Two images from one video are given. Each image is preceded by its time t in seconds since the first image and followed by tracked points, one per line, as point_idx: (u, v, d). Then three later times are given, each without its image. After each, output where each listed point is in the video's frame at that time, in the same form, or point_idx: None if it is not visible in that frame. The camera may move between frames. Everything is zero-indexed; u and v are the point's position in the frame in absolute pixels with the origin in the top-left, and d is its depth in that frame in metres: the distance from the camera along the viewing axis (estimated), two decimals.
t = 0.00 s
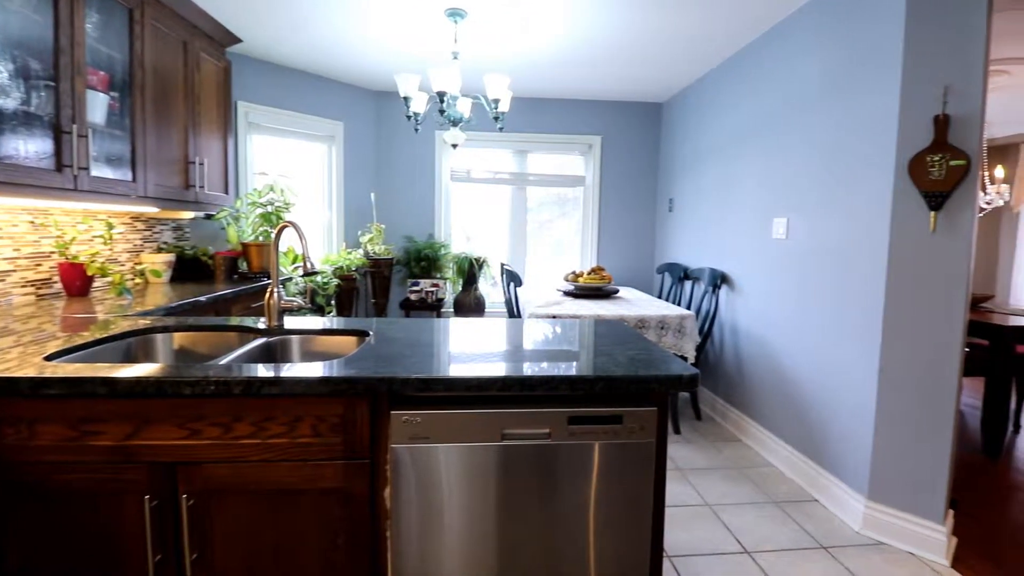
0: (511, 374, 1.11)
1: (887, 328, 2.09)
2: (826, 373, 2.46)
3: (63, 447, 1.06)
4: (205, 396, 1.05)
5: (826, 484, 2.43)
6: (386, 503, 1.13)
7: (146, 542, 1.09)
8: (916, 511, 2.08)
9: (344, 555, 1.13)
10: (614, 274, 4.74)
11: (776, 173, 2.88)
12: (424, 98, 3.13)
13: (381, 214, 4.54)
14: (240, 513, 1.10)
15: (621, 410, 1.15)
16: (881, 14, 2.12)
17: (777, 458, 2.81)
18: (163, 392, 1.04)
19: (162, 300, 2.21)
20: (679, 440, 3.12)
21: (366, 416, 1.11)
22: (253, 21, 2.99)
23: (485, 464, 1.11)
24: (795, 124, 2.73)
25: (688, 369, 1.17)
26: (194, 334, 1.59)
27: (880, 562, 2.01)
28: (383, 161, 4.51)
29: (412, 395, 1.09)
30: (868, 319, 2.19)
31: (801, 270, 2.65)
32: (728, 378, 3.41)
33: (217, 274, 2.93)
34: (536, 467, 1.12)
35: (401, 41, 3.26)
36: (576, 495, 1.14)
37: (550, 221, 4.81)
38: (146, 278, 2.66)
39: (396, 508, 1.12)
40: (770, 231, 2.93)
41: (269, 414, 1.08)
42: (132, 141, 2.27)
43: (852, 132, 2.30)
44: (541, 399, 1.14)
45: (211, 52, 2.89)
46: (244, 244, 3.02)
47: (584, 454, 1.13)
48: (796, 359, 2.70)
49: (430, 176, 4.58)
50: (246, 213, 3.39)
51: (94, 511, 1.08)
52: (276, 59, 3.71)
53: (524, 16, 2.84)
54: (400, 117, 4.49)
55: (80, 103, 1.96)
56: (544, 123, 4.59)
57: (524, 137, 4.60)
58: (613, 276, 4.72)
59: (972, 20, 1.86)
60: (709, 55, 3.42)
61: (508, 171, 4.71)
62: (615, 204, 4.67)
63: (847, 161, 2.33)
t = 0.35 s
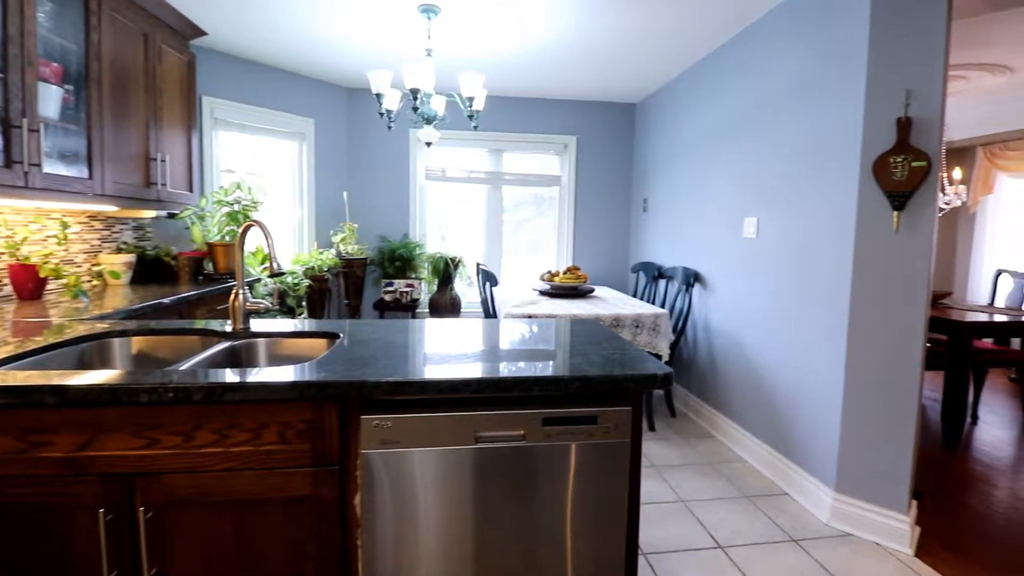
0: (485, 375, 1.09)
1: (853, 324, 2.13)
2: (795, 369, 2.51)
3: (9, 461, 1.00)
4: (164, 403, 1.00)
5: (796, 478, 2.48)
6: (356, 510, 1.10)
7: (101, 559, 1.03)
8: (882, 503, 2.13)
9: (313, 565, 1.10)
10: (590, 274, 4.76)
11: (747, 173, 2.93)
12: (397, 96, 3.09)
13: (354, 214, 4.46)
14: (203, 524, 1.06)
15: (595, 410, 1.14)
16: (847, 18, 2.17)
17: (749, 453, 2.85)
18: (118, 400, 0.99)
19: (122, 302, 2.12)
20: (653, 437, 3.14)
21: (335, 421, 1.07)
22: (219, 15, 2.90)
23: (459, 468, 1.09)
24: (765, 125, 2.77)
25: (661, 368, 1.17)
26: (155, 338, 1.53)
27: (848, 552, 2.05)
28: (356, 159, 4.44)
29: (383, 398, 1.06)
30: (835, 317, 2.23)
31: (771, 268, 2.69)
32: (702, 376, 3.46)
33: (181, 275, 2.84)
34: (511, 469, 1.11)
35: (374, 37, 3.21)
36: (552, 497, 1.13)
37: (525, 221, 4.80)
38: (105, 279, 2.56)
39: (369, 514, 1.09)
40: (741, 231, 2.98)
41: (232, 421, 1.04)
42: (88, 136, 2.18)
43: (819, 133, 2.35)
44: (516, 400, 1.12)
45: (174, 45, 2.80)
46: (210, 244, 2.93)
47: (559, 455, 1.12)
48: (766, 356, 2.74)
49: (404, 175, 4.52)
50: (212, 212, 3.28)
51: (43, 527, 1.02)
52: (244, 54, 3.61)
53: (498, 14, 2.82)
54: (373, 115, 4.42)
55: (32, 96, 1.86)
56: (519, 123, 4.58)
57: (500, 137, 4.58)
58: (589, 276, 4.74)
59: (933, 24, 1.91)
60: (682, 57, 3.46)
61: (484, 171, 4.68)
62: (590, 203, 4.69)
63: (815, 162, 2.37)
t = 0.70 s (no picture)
0: (461, 377, 1.08)
1: (824, 321, 2.18)
2: (768, 366, 2.55)
3: None
4: (125, 411, 0.96)
5: (770, 473, 2.52)
6: (329, 516, 1.07)
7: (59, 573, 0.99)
8: (851, 496, 2.18)
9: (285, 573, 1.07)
10: (568, 273, 4.77)
11: (721, 173, 2.96)
12: (372, 93, 3.04)
13: (329, 213, 4.39)
14: (168, 535, 1.02)
15: (572, 410, 1.14)
16: (817, 22, 2.21)
17: (723, 449, 2.89)
18: (75, 408, 0.94)
19: (84, 305, 2.05)
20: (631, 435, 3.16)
21: (307, 426, 1.05)
22: (186, 7, 2.82)
23: (435, 471, 1.08)
24: (738, 126, 2.81)
25: (638, 367, 1.17)
26: (117, 342, 1.47)
27: (820, 545, 2.10)
28: (331, 158, 4.37)
29: (356, 401, 1.04)
30: (806, 314, 2.27)
31: (744, 267, 2.74)
32: (678, 373, 3.49)
33: (147, 276, 2.75)
34: (488, 471, 1.10)
35: (348, 33, 3.16)
36: (530, 499, 1.12)
37: (503, 221, 4.78)
38: (65, 281, 2.47)
39: (345, 520, 1.07)
40: (715, 230, 3.02)
41: (198, 428, 1.01)
42: (46, 132, 2.09)
43: (790, 134, 2.39)
44: (493, 402, 1.11)
45: (140, 38, 2.71)
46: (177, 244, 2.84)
47: (536, 457, 1.11)
48: (740, 354, 2.78)
49: (380, 174, 4.47)
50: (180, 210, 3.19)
51: None
52: (214, 48, 3.52)
53: (475, 12, 2.80)
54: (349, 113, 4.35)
55: None
56: (497, 122, 4.57)
57: (478, 136, 4.56)
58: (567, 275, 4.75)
59: (899, 29, 1.96)
60: (657, 59, 3.49)
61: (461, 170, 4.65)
62: (568, 203, 4.70)
63: (787, 162, 2.41)
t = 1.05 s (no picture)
0: (434, 378, 1.07)
1: (791, 318, 2.23)
2: (739, 363, 2.60)
3: None
4: (80, 418, 0.92)
5: (741, 468, 2.57)
6: (298, 522, 1.05)
7: None
8: (818, 488, 2.24)
9: None
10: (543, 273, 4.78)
11: (693, 173, 3.01)
12: (344, 90, 3.00)
13: (300, 212, 4.31)
14: (127, 546, 0.99)
15: (546, 409, 1.13)
16: (784, 26, 2.26)
17: (696, 444, 2.94)
18: (26, 416, 0.90)
19: (39, 308, 1.96)
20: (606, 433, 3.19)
21: (274, 431, 1.02)
22: None
23: (408, 473, 1.06)
24: (709, 127, 2.86)
25: (611, 365, 1.18)
26: (74, 346, 1.41)
27: (788, 537, 2.14)
28: (303, 156, 4.29)
29: (325, 405, 1.02)
30: (775, 311, 2.32)
31: (716, 266, 2.78)
32: (652, 371, 3.54)
33: (107, 277, 2.66)
34: (461, 473, 1.09)
35: (319, 29, 3.10)
36: (504, 500, 1.12)
37: (479, 220, 4.77)
38: (19, 283, 2.37)
39: (316, 526, 1.05)
40: (687, 230, 3.06)
41: (159, 435, 0.97)
42: None
43: (759, 135, 2.44)
44: (466, 403, 1.10)
45: (100, 30, 2.61)
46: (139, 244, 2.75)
47: (510, 457, 1.11)
48: (712, 351, 2.83)
49: (353, 173, 4.40)
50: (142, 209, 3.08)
51: None
52: (179, 42, 3.42)
53: (448, 10, 2.78)
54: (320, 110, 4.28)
55: None
56: (472, 122, 4.55)
57: (453, 135, 4.53)
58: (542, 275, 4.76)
59: (861, 35, 2.02)
60: (630, 60, 3.52)
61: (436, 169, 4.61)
62: (544, 202, 4.71)
63: (756, 163, 2.46)
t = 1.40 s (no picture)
0: (408, 380, 1.05)
1: (763, 315, 2.27)
2: (713, 361, 2.64)
3: None
4: (34, 426, 0.89)
5: (715, 464, 2.61)
6: (267, 530, 1.02)
7: None
8: (789, 482, 2.28)
9: None
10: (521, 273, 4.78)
11: (668, 174, 3.04)
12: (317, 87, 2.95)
13: (273, 211, 4.23)
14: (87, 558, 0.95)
15: (521, 409, 1.13)
16: (754, 29, 2.30)
17: (672, 441, 2.97)
18: None
19: None
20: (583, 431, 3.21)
21: (241, 436, 1.00)
22: None
23: (380, 477, 1.05)
24: (683, 128, 2.89)
25: (587, 364, 1.18)
26: (30, 351, 1.36)
27: (760, 531, 2.18)
28: (276, 154, 4.21)
29: (295, 409, 1.00)
30: (747, 309, 2.36)
31: (690, 265, 2.82)
32: (629, 370, 3.57)
33: (68, 279, 2.57)
34: (436, 475, 1.08)
35: (290, 24, 3.04)
36: (479, 501, 1.11)
37: (456, 220, 4.75)
38: None
39: (288, 532, 1.02)
40: (663, 229, 3.09)
41: (119, 442, 0.94)
42: None
43: (731, 136, 2.48)
44: (440, 404, 1.09)
45: (60, 22, 2.52)
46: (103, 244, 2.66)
47: (484, 458, 1.10)
48: (687, 349, 2.87)
49: (328, 172, 4.34)
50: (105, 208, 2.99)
51: None
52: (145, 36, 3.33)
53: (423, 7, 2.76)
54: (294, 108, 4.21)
55: None
56: (448, 121, 4.53)
57: (430, 134, 4.50)
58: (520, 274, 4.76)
59: (828, 38, 2.07)
60: (606, 61, 3.55)
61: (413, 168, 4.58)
62: (521, 202, 4.71)
63: (728, 164, 2.50)
